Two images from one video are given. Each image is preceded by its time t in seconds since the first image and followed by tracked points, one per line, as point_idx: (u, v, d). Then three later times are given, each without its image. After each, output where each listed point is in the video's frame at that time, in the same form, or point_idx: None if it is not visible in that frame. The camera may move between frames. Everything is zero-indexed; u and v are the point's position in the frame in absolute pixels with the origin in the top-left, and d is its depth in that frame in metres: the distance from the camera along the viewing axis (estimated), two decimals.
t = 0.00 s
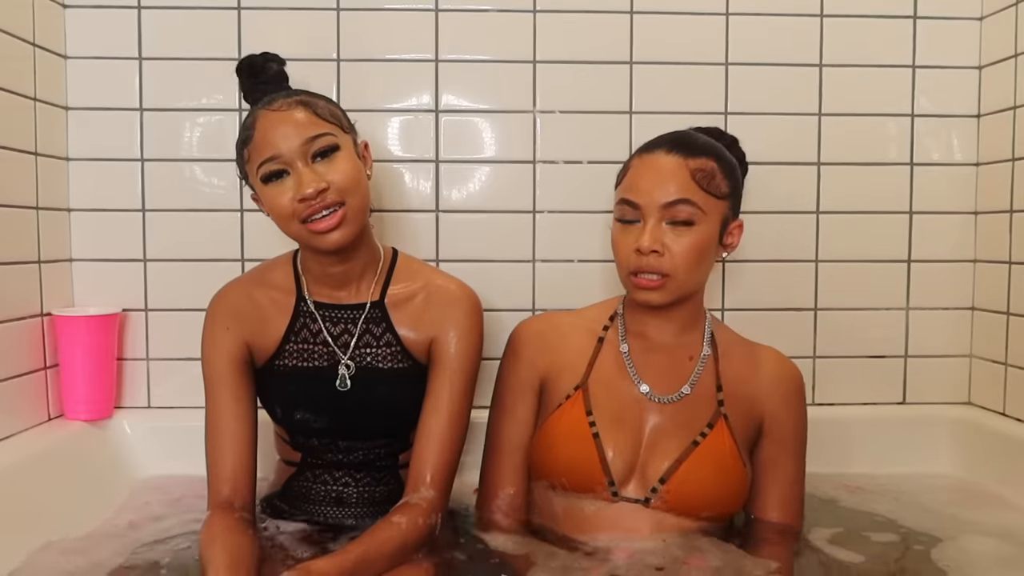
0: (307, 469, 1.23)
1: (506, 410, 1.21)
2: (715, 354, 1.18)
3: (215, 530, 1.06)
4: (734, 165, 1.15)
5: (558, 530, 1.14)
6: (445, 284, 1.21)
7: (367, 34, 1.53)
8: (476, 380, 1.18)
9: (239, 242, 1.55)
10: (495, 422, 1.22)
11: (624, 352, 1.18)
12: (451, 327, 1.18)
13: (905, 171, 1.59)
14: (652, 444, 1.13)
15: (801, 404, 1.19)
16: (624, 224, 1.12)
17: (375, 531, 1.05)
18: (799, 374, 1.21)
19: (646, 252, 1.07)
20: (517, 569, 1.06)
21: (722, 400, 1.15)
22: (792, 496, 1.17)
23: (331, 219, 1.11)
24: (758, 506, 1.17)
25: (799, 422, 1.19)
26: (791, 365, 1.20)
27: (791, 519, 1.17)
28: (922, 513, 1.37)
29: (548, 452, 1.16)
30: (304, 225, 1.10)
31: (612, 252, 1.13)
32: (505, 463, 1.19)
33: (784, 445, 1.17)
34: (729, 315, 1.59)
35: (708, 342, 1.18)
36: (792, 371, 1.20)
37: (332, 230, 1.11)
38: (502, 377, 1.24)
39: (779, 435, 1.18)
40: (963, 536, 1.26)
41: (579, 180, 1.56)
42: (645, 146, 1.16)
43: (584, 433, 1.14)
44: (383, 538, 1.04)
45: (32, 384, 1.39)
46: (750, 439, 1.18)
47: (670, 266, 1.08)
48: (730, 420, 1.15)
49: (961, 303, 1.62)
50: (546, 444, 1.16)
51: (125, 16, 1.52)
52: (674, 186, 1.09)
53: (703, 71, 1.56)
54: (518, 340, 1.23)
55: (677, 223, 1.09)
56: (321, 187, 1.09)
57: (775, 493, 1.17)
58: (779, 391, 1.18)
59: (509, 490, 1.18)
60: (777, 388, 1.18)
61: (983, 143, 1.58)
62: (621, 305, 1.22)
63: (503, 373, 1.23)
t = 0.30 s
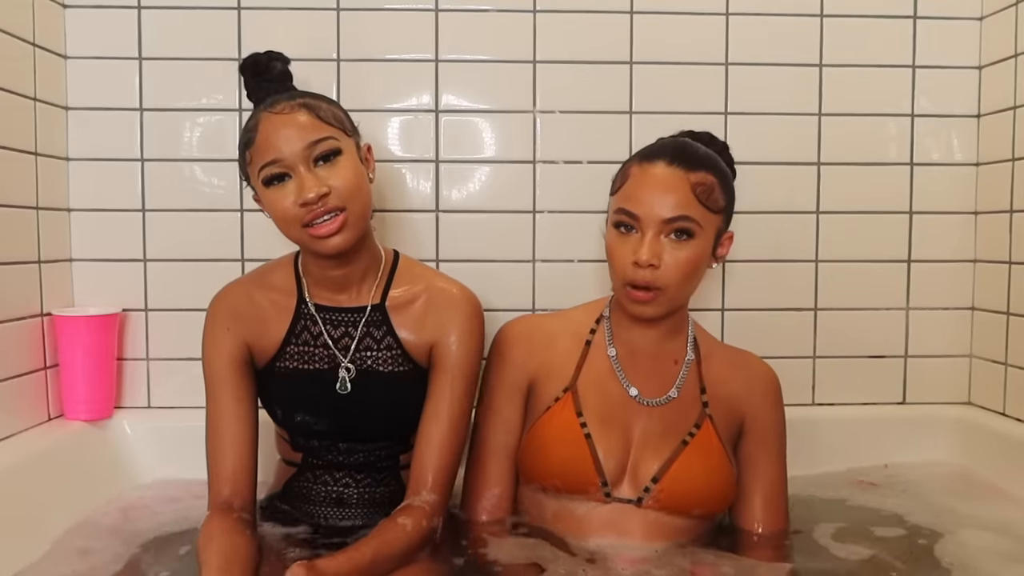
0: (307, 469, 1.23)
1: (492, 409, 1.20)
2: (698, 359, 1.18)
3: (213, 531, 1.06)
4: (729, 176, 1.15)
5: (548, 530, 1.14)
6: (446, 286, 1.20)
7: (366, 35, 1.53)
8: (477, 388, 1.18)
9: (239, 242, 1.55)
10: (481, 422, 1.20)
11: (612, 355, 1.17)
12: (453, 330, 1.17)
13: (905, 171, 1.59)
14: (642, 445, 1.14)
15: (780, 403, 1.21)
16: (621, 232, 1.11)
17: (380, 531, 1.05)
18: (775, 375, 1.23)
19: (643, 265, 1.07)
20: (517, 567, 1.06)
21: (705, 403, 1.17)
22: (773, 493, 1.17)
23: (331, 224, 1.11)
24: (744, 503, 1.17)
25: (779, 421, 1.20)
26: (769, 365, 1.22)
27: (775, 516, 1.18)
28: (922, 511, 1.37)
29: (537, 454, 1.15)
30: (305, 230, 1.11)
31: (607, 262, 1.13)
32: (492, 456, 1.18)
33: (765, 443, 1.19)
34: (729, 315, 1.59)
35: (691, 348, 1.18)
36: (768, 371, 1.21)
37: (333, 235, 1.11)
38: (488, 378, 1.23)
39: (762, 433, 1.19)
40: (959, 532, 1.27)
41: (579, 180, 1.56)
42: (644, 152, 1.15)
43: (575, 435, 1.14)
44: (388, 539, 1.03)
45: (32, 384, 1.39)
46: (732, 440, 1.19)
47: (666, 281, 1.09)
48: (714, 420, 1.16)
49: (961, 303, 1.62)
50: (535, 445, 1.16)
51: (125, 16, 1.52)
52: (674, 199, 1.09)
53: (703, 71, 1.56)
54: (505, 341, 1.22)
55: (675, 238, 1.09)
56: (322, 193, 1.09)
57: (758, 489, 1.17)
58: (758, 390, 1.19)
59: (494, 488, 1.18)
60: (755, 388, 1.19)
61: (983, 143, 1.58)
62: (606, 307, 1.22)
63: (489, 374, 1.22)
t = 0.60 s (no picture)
0: (309, 469, 1.23)
1: (487, 417, 1.16)
2: (690, 360, 1.19)
3: (218, 530, 1.06)
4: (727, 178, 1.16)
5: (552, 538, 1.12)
6: (450, 288, 1.20)
7: (366, 35, 1.53)
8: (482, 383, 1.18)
9: (239, 242, 1.55)
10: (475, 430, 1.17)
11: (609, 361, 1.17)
12: (455, 331, 1.17)
13: (905, 171, 1.59)
14: (643, 452, 1.14)
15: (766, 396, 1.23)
16: (624, 224, 1.11)
17: (386, 533, 1.05)
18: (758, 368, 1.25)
19: (649, 255, 1.07)
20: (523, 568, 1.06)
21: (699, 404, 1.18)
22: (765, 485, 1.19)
23: (336, 226, 1.10)
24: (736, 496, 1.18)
25: (766, 414, 1.22)
26: (751, 359, 1.24)
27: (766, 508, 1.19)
28: (922, 513, 1.37)
29: (540, 465, 1.14)
30: (311, 233, 1.11)
31: (607, 254, 1.13)
32: (494, 466, 1.14)
33: (756, 436, 1.20)
34: (729, 315, 1.59)
35: (683, 349, 1.19)
36: (752, 365, 1.23)
37: (339, 238, 1.11)
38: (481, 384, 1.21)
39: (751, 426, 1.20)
40: (960, 534, 1.27)
41: (579, 180, 1.56)
42: (646, 148, 1.15)
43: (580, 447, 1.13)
44: (395, 541, 1.04)
45: (32, 384, 1.39)
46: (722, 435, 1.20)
47: (671, 273, 1.08)
48: (708, 421, 1.18)
49: (961, 303, 1.62)
50: (539, 456, 1.14)
51: (125, 16, 1.52)
52: (678, 192, 1.09)
53: (703, 71, 1.56)
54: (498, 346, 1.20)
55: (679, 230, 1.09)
56: (329, 197, 1.09)
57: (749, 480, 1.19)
58: (745, 385, 1.21)
59: (498, 500, 1.12)
60: (742, 382, 1.21)
61: (983, 143, 1.58)
62: (598, 309, 1.21)
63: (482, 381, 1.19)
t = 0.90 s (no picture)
0: (307, 469, 1.23)
1: (482, 422, 1.15)
2: (683, 359, 1.18)
3: (218, 529, 1.06)
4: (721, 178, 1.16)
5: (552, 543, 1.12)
6: (447, 288, 1.20)
7: (365, 35, 1.53)
8: (478, 381, 1.18)
9: (239, 242, 1.55)
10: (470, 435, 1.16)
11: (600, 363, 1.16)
12: (452, 332, 1.17)
13: (905, 171, 1.59)
14: (639, 457, 1.13)
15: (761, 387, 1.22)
16: (614, 217, 1.10)
17: (373, 535, 1.05)
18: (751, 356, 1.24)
19: (640, 246, 1.06)
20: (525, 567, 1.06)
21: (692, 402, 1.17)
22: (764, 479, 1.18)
23: (329, 226, 1.10)
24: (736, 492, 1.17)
25: (761, 406, 1.21)
26: (743, 350, 1.23)
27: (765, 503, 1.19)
28: (921, 514, 1.37)
29: (535, 470, 1.13)
30: (305, 235, 1.11)
31: (595, 246, 1.12)
32: (490, 471, 1.12)
33: (751, 429, 1.19)
34: (729, 315, 1.59)
35: (675, 347, 1.19)
36: (743, 356, 1.22)
37: (333, 241, 1.11)
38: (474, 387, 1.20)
39: (745, 417, 1.19)
40: (962, 538, 1.26)
41: (579, 180, 1.56)
42: (640, 145, 1.15)
43: (575, 450, 1.11)
44: (383, 544, 1.04)
45: (32, 384, 1.39)
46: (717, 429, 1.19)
47: (662, 266, 1.07)
48: (702, 420, 1.17)
49: (961, 303, 1.62)
50: (533, 459, 1.13)
51: (125, 16, 1.52)
52: (670, 185, 1.09)
53: (703, 71, 1.56)
54: (489, 348, 1.20)
55: (670, 224, 1.08)
56: (323, 199, 1.09)
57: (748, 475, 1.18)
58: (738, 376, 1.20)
59: (500, 506, 1.11)
60: (735, 373, 1.20)
61: (983, 143, 1.58)
62: (587, 312, 1.20)
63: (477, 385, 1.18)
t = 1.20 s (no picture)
0: (305, 469, 1.24)
1: (479, 423, 1.15)
2: (680, 359, 1.17)
3: (220, 530, 1.05)
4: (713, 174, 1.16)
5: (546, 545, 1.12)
6: (445, 288, 1.20)
7: (365, 35, 1.53)
8: (476, 378, 1.18)
9: (239, 242, 1.55)
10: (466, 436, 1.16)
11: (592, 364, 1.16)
12: (450, 331, 1.17)
13: (905, 171, 1.59)
14: (628, 459, 1.12)
15: (769, 382, 1.18)
16: (606, 217, 1.10)
17: (370, 533, 1.05)
18: (763, 351, 1.19)
19: (630, 245, 1.06)
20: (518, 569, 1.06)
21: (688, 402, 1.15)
22: (766, 479, 1.13)
23: (327, 227, 1.10)
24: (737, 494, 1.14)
25: (766, 404, 1.16)
26: (752, 343, 1.19)
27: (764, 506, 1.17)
28: (921, 516, 1.37)
29: (528, 471, 1.13)
30: (304, 235, 1.10)
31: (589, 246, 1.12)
32: (484, 470, 1.13)
33: (754, 428, 1.15)
34: (729, 315, 1.59)
35: (673, 347, 1.17)
36: (749, 351, 1.18)
37: (333, 241, 1.11)
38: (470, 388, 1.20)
39: (747, 415, 1.15)
40: (959, 541, 1.27)
41: (579, 180, 1.56)
42: (630, 143, 1.15)
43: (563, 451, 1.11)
44: (378, 541, 1.04)
45: (32, 384, 1.39)
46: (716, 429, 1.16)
47: (656, 264, 1.07)
48: (698, 422, 1.15)
49: (961, 303, 1.62)
50: (526, 460, 1.13)
51: (125, 16, 1.52)
52: (661, 184, 1.08)
53: (703, 71, 1.56)
54: (485, 350, 1.19)
55: (663, 222, 1.08)
56: (322, 198, 1.09)
57: (749, 474, 1.13)
58: (739, 374, 1.16)
59: (495, 505, 1.12)
60: (735, 370, 1.16)
61: (983, 143, 1.58)
62: (585, 312, 1.20)
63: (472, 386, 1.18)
